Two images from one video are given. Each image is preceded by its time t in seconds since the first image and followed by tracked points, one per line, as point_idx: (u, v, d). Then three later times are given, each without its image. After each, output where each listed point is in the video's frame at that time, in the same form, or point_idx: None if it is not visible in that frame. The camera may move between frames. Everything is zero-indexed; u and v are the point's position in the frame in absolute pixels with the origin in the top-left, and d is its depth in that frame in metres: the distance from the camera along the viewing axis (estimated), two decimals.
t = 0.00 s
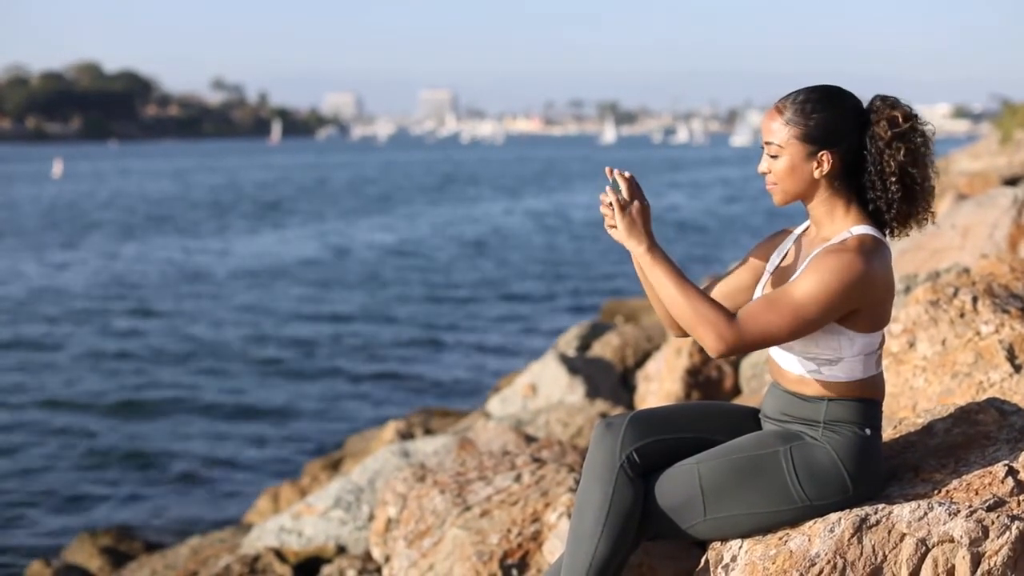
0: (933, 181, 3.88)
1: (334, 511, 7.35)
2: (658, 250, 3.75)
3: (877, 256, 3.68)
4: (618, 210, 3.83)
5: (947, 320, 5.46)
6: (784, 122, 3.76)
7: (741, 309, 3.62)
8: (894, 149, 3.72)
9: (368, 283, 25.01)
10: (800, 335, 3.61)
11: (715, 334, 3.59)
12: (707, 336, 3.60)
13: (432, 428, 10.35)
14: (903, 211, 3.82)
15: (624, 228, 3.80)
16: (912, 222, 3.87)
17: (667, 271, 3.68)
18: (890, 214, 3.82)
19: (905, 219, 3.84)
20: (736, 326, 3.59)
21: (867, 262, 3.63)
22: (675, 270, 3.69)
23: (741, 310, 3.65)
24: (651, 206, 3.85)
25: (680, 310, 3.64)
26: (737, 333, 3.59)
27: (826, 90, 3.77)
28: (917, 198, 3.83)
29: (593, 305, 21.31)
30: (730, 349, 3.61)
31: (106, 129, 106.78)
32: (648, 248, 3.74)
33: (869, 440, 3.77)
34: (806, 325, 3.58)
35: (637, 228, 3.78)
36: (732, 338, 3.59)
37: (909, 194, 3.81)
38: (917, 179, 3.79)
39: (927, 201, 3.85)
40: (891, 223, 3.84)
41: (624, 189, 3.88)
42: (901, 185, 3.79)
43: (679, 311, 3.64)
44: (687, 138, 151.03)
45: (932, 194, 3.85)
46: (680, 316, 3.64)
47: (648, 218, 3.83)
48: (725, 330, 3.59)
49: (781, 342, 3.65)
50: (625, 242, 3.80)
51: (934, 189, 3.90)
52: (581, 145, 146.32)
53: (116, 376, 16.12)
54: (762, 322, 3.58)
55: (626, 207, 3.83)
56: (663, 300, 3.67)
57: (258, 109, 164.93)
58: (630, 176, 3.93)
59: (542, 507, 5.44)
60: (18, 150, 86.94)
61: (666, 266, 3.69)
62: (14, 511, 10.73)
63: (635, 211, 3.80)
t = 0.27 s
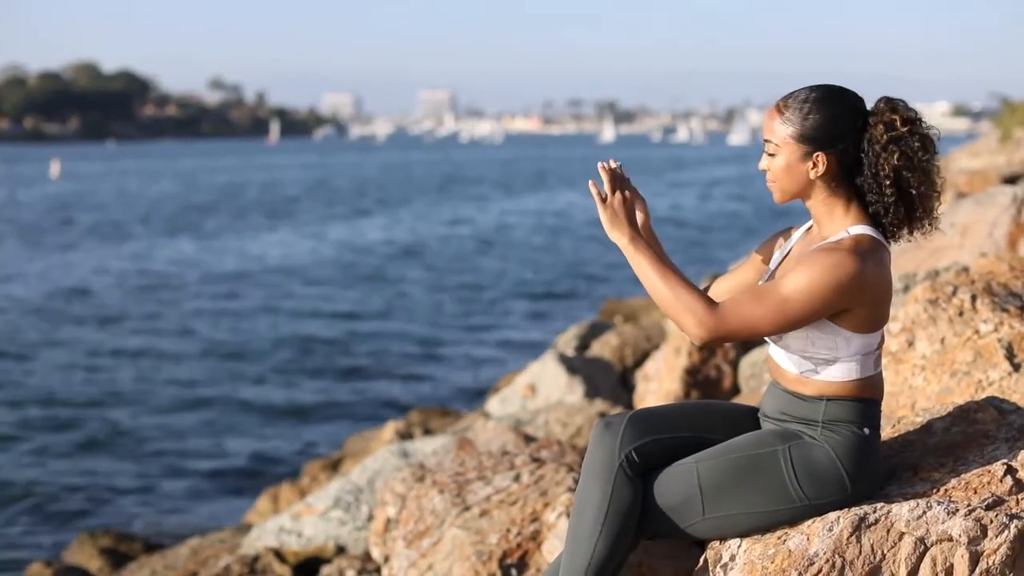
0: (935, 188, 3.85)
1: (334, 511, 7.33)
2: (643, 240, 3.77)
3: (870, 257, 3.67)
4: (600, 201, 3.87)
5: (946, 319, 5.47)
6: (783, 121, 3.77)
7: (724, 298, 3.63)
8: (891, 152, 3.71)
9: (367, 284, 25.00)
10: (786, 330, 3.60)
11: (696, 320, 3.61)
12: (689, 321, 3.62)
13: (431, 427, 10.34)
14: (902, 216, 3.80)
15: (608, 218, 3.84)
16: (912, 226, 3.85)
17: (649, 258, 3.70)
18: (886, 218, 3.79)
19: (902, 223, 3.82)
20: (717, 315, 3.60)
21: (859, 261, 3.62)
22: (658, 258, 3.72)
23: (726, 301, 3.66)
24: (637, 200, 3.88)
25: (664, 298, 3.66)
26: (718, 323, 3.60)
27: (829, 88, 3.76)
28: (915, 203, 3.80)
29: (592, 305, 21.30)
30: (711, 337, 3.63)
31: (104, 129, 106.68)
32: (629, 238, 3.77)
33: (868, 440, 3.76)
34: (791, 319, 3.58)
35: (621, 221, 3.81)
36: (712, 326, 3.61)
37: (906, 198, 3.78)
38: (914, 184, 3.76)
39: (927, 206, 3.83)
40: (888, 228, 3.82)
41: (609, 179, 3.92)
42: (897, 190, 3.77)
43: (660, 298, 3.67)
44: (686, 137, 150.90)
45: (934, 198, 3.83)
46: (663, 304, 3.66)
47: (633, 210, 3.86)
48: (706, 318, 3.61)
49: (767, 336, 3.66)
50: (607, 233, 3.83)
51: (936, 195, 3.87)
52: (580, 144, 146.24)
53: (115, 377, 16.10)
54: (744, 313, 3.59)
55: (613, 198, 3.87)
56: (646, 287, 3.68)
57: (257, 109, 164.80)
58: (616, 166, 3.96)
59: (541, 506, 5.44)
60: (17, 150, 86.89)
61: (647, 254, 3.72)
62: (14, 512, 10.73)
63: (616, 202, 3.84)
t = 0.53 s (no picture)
0: (932, 186, 3.84)
1: (331, 511, 7.33)
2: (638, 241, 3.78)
3: (865, 256, 3.66)
4: (595, 204, 3.88)
5: (942, 318, 5.47)
6: (779, 122, 3.77)
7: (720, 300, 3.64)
8: (889, 150, 3.70)
9: (364, 283, 24.99)
10: (784, 329, 3.60)
11: (693, 321, 3.61)
12: (686, 322, 3.62)
13: (429, 427, 10.34)
14: (900, 214, 3.79)
15: (602, 221, 3.85)
16: (910, 225, 3.85)
17: (646, 260, 3.71)
18: (882, 218, 3.79)
19: (898, 223, 3.82)
20: (714, 315, 3.60)
21: (855, 261, 3.62)
22: (655, 259, 3.72)
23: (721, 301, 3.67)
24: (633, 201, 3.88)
25: (660, 300, 3.66)
26: (715, 323, 3.60)
27: (826, 88, 3.76)
28: (911, 202, 3.80)
29: (589, 305, 21.30)
30: (708, 338, 3.62)
31: (102, 129, 106.58)
32: (626, 240, 3.77)
33: (864, 439, 3.77)
34: (787, 319, 3.58)
35: (617, 223, 3.82)
36: (709, 327, 3.60)
37: (904, 197, 3.78)
38: (909, 183, 3.75)
39: (926, 204, 3.82)
40: (885, 228, 3.81)
41: (604, 182, 3.93)
42: (893, 189, 3.76)
43: (658, 300, 3.67)
44: (683, 137, 150.83)
45: (932, 197, 3.83)
46: (658, 304, 3.67)
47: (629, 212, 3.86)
48: (703, 318, 3.61)
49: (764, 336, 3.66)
50: (604, 236, 3.83)
51: (933, 195, 3.86)
52: (578, 144, 146.15)
53: (112, 377, 16.08)
54: (740, 313, 3.59)
55: (609, 201, 3.87)
56: (643, 289, 3.69)
57: (254, 109, 164.63)
58: (613, 169, 3.97)
59: (538, 506, 5.44)
60: (15, 150, 86.81)
61: (644, 256, 3.72)
62: (11, 512, 10.71)
63: (611, 204, 3.84)
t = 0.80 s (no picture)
0: (931, 183, 3.84)
1: (327, 512, 7.33)
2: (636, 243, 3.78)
3: (863, 256, 3.67)
4: (592, 205, 3.87)
5: (938, 319, 5.48)
6: (775, 124, 3.77)
7: (718, 301, 3.64)
8: (884, 149, 3.71)
9: (360, 284, 24.99)
10: (781, 330, 3.61)
11: (690, 323, 3.62)
12: (683, 324, 3.62)
13: (425, 428, 10.34)
14: (897, 213, 3.79)
15: (600, 223, 3.84)
16: (907, 223, 3.85)
17: (643, 262, 3.71)
18: (882, 215, 3.79)
19: (897, 220, 3.82)
20: (712, 316, 3.61)
21: (852, 261, 3.63)
22: (653, 262, 3.72)
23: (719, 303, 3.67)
24: (630, 203, 3.88)
25: (657, 302, 3.66)
26: (712, 324, 3.60)
27: (821, 90, 3.76)
28: (910, 200, 3.80)
29: (586, 306, 21.30)
30: (705, 339, 3.63)
31: (99, 130, 106.54)
32: (623, 242, 3.77)
33: (861, 440, 3.77)
34: (784, 320, 3.59)
35: (614, 225, 3.82)
36: (707, 328, 3.61)
37: (901, 195, 3.78)
38: (907, 180, 3.75)
39: (922, 202, 3.83)
40: (884, 226, 3.81)
41: (601, 184, 3.93)
42: (890, 187, 3.76)
43: (655, 302, 3.66)
44: (680, 139, 150.88)
45: (928, 195, 3.83)
46: (656, 306, 3.66)
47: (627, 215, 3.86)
48: (701, 319, 3.61)
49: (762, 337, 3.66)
50: (602, 238, 3.83)
51: (932, 190, 3.86)
52: (574, 146, 146.12)
53: (109, 378, 16.08)
54: (738, 314, 3.59)
55: (607, 204, 3.86)
56: (640, 291, 3.69)
57: (251, 110, 164.58)
58: (609, 170, 3.96)
59: (534, 507, 5.45)
60: (12, 151, 86.79)
61: (641, 258, 3.72)
62: (7, 513, 10.71)
63: (609, 206, 3.84)
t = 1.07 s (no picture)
0: (925, 181, 3.85)
1: (324, 514, 7.31)
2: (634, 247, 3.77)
3: (861, 258, 3.67)
4: (590, 209, 3.84)
5: (935, 321, 5.47)
6: (770, 127, 3.77)
7: (718, 306, 3.63)
8: (879, 150, 3.71)
9: (357, 286, 24.98)
10: (780, 333, 3.61)
11: (690, 327, 3.61)
12: (683, 329, 3.61)
13: (422, 430, 10.33)
14: (893, 212, 3.80)
15: (598, 226, 3.81)
16: (903, 223, 3.86)
17: (642, 266, 3.69)
18: (878, 215, 3.79)
19: (893, 220, 3.83)
20: (711, 320, 3.60)
21: (850, 263, 3.64)
22: (651, 266, 3.71)
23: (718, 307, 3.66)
24: (629, 206, 3.86)
25: (657, 307, 3.65)
26: (712, 328, 3.60)
27: (813, 93, 3.77)
28: (905, 199, 3.81)
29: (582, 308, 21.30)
30: (705, 342, 3.62)
31: (95, 131, 106.46)
32: (621, 247, 3.76)
33: (856, 442, 3.77)
34: (784, 322, 3.59)
35: (612, 229, 3.79)
36: (706, 332, 3.60)
37: (897, 195, 3.79)
38: (902, 178, 3.76)
39: (917, 202, 3.83)
40: (881, 226, 3.82)
41: (599, 187, 3.90)
42: (886, 187, 3.77)
43: (655, 306, 3.65)
44: (676, 140, 150.91)
45: (923, 195, 3.84)
46: (656, 311, 3.65)
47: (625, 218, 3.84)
48: (700, 323, 3.60)
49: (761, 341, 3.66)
50: (600, 242, 3.81)
51: (926, 189, 3.87)
52: (570, 147, 146.05)
53: (105, 380, 16.05)
54: (738, 319, 3.59)
55: (604, 207, 3.84)
56: (639, 295, 3.68)
57: (248, 112, 164.48)
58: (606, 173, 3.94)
59: (531, 508, 5.43)
60: (8, 153, 86.69)
61: (640, 262, 3.71)
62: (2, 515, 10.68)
63: (606, 210, 3.81)
